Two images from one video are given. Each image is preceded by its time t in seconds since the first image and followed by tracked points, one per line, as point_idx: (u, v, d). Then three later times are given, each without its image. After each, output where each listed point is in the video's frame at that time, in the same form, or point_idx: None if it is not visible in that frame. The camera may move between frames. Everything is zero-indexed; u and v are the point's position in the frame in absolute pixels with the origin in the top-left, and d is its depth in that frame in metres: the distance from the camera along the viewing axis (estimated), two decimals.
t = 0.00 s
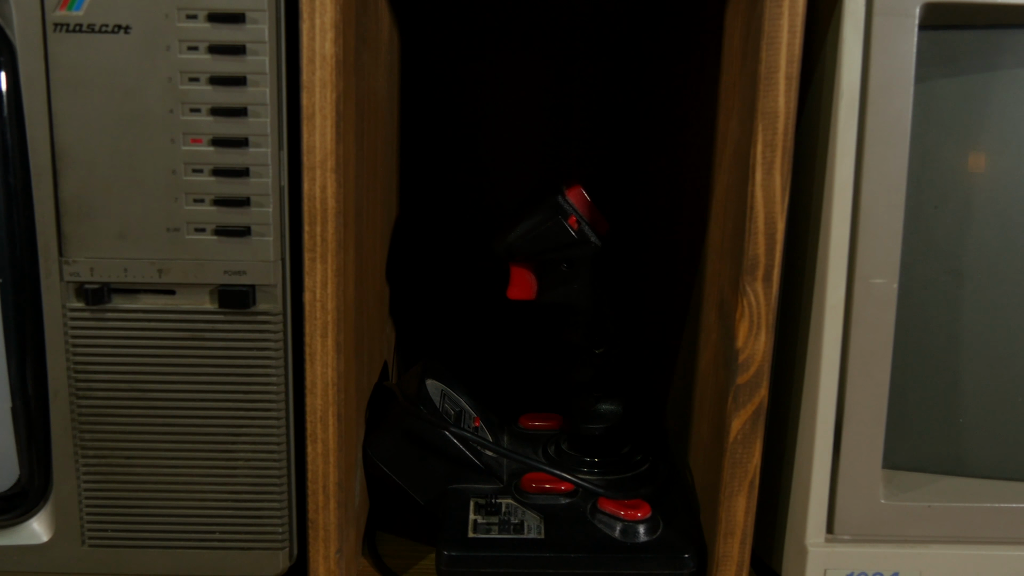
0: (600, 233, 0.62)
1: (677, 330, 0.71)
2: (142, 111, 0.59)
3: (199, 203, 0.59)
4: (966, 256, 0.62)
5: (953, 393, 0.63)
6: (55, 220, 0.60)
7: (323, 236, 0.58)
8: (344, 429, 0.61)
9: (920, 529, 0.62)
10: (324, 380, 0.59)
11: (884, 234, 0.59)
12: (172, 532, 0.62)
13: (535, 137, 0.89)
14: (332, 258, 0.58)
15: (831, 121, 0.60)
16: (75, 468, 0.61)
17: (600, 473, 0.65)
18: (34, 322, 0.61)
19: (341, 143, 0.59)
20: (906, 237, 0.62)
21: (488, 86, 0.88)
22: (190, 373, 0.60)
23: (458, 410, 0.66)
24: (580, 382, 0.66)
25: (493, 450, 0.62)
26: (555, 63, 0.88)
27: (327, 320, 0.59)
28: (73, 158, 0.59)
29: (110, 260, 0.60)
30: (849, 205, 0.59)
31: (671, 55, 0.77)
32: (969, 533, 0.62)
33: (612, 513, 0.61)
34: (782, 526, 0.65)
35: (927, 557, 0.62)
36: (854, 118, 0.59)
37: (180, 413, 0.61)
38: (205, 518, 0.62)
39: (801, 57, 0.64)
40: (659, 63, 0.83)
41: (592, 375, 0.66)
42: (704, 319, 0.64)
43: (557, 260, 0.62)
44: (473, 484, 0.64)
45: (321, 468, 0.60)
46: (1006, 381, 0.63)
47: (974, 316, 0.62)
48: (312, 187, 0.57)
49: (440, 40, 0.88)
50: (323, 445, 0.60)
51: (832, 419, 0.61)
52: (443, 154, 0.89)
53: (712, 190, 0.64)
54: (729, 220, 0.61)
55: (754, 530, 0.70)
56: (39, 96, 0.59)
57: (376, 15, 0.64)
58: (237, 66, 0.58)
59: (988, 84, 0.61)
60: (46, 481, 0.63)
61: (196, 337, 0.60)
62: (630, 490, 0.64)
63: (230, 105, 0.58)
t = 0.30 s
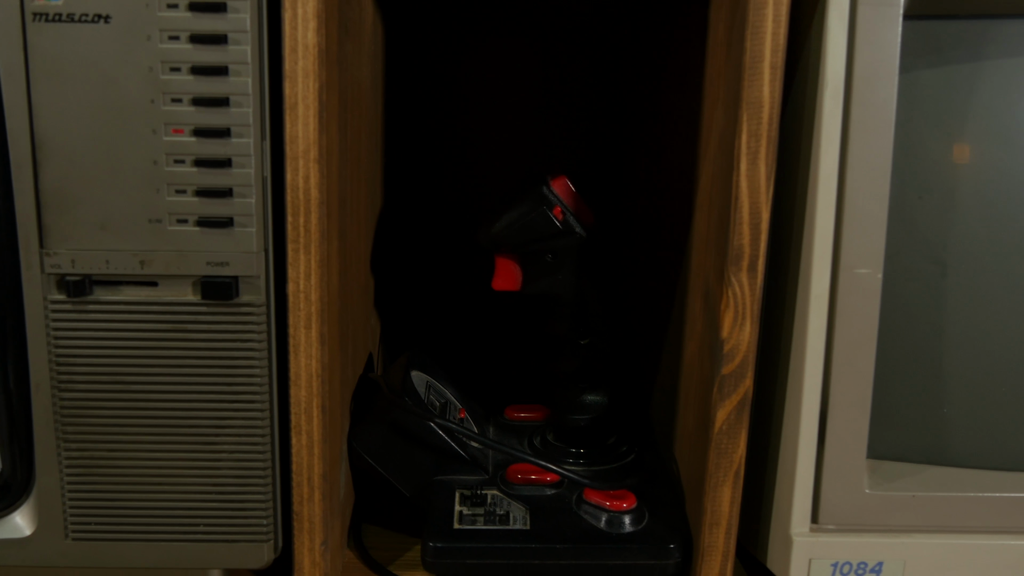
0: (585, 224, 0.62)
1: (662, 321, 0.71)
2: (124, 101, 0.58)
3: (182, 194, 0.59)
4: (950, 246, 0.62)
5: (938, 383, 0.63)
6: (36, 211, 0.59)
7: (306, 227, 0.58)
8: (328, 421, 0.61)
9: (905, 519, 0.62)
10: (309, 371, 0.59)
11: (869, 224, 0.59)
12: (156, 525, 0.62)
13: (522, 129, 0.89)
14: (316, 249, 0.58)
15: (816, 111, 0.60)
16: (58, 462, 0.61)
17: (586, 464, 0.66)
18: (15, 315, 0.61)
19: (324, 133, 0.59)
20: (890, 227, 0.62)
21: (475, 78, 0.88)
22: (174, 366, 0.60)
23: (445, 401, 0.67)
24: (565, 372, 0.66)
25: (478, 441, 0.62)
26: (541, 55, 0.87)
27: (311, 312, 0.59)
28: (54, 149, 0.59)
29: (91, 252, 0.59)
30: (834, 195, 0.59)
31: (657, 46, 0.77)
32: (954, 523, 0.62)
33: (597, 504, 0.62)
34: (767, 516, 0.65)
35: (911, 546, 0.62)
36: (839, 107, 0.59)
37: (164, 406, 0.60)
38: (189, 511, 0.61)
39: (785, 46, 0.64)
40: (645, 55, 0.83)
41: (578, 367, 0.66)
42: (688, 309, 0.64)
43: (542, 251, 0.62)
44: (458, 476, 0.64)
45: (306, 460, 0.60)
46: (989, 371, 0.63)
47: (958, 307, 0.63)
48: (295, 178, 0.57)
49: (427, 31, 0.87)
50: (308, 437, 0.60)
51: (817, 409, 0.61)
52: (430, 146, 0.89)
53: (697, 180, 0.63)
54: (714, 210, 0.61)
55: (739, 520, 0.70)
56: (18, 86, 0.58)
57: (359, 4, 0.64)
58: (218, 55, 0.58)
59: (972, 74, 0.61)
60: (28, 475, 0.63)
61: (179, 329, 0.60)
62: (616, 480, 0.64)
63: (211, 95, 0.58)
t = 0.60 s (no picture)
0: (571, 211, 0.62)
1: (649, 309, 0.71)
2: (105, 87, 0.57)
3: (164, 180, 0.59)
4: (935, 232, 0.62)
5: (924, 370, 0.63)
6: (17, 199, 0.58)
7: (290, 214, 0.57)
8: (314, 409, 0.61)
9: (890, 505, 0.62)
10: (294, 359, 0.59)
11: (855, 210, 0.59)
12: (140, 514, 0.61)
13: (510, 118, 0.88)
14: (300, 236, 0.57)
15: (802, 98, 0.59)
16: (41, 451, 0.61)
17: (572, 451, 0.65)
18: None
19: (308, 119, 0.58)
20: (876, 213, 0.62)
21: (464, 67, 0.87)
22: (158, 355, 0.60)
23: (431, 389, 0.66)
24: (552, 359, 0.67)
25: (464, 428, 0.62)
26: (529, 44, 0.87)
27: (295, 299, 0.58)
28: (35, 136, 0.58)
29: (73, 239, 0.59)
30: (820, 182, 0.59)
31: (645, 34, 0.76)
32: (940, 509, 0.62)
33: (584, 491, 0.61)
34: (753, 502, 0.65)
35: (896, 531, 0.62)
36: (825, 93, 0.59)
37: (148, 394, 0.60)
38: (174, 500, 0.61)
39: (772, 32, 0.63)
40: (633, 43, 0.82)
41: (565, 353, 0.67)
42: (675, 296, 0.64)
43: (528, 238, 0.62)
44: (445, 464, 0.64)
45: (291, 449, 0.60)
46: (975, 357, 0.63)
47: (944, 293, 0.62)
48: (279, 164, 0.57)
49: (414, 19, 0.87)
50: (293, 425, 0.60)
51: (803, 396, 0.61)
52: (418, 135, 0.88)
53: (684, 167, 0.63)
54: (701, 196, 0.61)
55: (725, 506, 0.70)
56: None
57: None
58: (201, 41, 0.57)
59: (958, 61, 0.61)
60: (12, 464, 0.63)
61: (163, 317, 0.59)
62: (602, 467, 0.64)
63: (194, 81, 0.57)
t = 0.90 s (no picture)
0: (558, 195, 0.62)
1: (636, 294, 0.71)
2: (86, 71, 0.57)
3: (147, 165, 0.58)
4: (922, 215, 0.62)
5: (911, 353, 0.63)
6: None
7: (274, 199, 0.57)
8: (299, 395, 0.60)
9: (876, 488, 0.62)
10: (279, 344, 0.58)
11: (842, 194, 0.59)
12: (126, 501, 0.61)
13: (498, 105, 0.88)
14: (285, 221, 0.57)
15: (789, 81, 0.59)
16: (25, 438, 0.60)
17: (560, 436, 0.65)
18: None
19: (293, 103, 0.57)
20: (863, 197, 0.62)
21: (452, 53, 0.87)
22: (141, 341, 0.59)
23: (418, 374, 0.66)
24: (540, 344, 0.67)
25: (451, 414, 0.62)
26: (517, 29, 0.87)
27: (281, 285, 0.58)
28: (15, 120, 0.57)
29: (56, 225, 0.58)
30: (807, 165, 0.59)
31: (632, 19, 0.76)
32: (926, 492, 0.62)
33: (571, 475, 0.61)
34: (740, 486, 0.65)
35: (882, 514, 0.62)
36: (812, 77, 0.58)
37: (132, 381, 0.60)
38: (160, 486, 0.61)
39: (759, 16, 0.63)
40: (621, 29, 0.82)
41: (554, 339, 0.67)
42: (662, 280, 0.64)
43: (515, 223, 0.62)
44: (431, 449, 0.64)
45: (277, 434, 0.60)
46: (962, 341, 0.63)
47: (931, 278, 0.62)
48: (263, 149, 0.56)
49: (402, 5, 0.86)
50: (279, 411, 0.60)
51: (790, 380, 0.61)
52: (406, 122, 0.88)
53: (671, 151, 0.63)
54: (688, 180, 0.60)
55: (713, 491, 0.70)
56: None
57: None
58: (183, 24, 0.56)
59: (945, 43, 0.61)
60: None
61: (147, 303, 0.59)
62: (589, 452, 0.64)
63: (176, 65, 0.57)
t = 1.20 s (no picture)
0: (544, 176, 0.61)
1: (623, 277, 0.71)
2: (66, 52, 0.56)
3: (129, 147, 0.58)
4: (909, 195, 0.61)
5: (896, 335, 0.63)
6: None
7: (258, 181, 0.57)
8: (284, 378, 0.60)
9: (862, 469, 0.62)
10: (263, 328, 0.58)
11: (828, 174, 0.59)
12: (110, 486, 0.61)
13: (485, 89, 0.88)
14: (269, 203, 0.57)
15: (775, 60, 0.59)
16: (8, 424, 0.60)
17: (546, 419, 0.65)
18: None
19: (275, 85, 0.57)
20: (850, 177, 0.61)
21: (439, 37, 0.86)
22: (125, 325, 0.59)
23: (404, 357, 0.65)
24: (526, 327, 0.66)
25: (437, 396, 0.62)
26: (504, 13, 0.86)
27: (264, 268, 0.58)
28: None
29: (37, 208, 0.58)
30: (793, 145, 0.59)
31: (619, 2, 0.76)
32: (913, 473, 0.62)
33: (558, 458, 0.61)
34: (727, 467, 0.65)
35: (869, 495, 0.62)
36: (798, 56, 0.58)
37: (116, 366, 0.59)
38: (144, 471, 0.61)
39: None
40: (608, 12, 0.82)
41: (538, 321, 0.66)
42: (648, 262, 0.64)
43: (500, 205, 0.62)
44: (418, 432, 0.64)
45: (262, 418, 0.59)
46: (948, 321, 0.63)
47: (919, 259, 0.62)
48: (246, 131, 0.56)
49: None
50: (264, 395, 0.59)
51: (776, 361, 0.60)
52: (394, 107, 0.88)
53: (657, 132, 0.63)
54: (674, 161, 0.60)
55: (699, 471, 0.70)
56: None
57: None
58: (163, 4, 0.55)
59: (932, 21, 0.60)
60: None
61: (130, 287, 0.59)
62: (575, 434, 0.64)
63: (157, 45, 0.56)
